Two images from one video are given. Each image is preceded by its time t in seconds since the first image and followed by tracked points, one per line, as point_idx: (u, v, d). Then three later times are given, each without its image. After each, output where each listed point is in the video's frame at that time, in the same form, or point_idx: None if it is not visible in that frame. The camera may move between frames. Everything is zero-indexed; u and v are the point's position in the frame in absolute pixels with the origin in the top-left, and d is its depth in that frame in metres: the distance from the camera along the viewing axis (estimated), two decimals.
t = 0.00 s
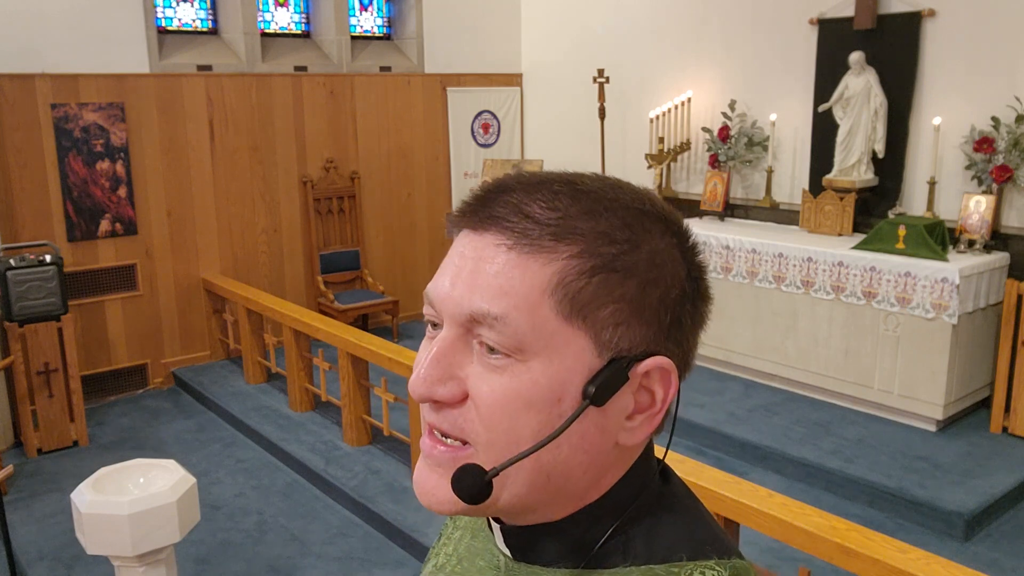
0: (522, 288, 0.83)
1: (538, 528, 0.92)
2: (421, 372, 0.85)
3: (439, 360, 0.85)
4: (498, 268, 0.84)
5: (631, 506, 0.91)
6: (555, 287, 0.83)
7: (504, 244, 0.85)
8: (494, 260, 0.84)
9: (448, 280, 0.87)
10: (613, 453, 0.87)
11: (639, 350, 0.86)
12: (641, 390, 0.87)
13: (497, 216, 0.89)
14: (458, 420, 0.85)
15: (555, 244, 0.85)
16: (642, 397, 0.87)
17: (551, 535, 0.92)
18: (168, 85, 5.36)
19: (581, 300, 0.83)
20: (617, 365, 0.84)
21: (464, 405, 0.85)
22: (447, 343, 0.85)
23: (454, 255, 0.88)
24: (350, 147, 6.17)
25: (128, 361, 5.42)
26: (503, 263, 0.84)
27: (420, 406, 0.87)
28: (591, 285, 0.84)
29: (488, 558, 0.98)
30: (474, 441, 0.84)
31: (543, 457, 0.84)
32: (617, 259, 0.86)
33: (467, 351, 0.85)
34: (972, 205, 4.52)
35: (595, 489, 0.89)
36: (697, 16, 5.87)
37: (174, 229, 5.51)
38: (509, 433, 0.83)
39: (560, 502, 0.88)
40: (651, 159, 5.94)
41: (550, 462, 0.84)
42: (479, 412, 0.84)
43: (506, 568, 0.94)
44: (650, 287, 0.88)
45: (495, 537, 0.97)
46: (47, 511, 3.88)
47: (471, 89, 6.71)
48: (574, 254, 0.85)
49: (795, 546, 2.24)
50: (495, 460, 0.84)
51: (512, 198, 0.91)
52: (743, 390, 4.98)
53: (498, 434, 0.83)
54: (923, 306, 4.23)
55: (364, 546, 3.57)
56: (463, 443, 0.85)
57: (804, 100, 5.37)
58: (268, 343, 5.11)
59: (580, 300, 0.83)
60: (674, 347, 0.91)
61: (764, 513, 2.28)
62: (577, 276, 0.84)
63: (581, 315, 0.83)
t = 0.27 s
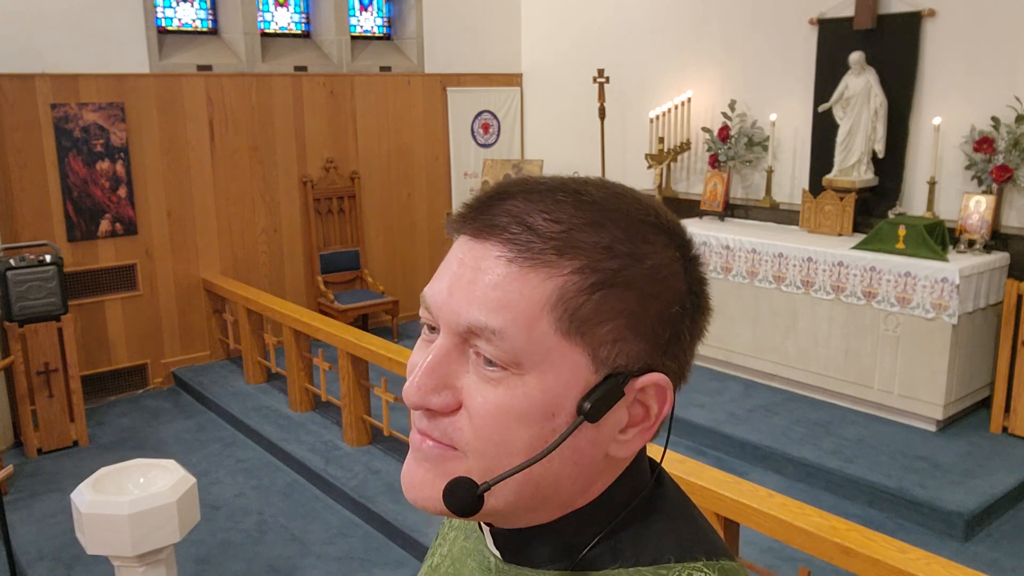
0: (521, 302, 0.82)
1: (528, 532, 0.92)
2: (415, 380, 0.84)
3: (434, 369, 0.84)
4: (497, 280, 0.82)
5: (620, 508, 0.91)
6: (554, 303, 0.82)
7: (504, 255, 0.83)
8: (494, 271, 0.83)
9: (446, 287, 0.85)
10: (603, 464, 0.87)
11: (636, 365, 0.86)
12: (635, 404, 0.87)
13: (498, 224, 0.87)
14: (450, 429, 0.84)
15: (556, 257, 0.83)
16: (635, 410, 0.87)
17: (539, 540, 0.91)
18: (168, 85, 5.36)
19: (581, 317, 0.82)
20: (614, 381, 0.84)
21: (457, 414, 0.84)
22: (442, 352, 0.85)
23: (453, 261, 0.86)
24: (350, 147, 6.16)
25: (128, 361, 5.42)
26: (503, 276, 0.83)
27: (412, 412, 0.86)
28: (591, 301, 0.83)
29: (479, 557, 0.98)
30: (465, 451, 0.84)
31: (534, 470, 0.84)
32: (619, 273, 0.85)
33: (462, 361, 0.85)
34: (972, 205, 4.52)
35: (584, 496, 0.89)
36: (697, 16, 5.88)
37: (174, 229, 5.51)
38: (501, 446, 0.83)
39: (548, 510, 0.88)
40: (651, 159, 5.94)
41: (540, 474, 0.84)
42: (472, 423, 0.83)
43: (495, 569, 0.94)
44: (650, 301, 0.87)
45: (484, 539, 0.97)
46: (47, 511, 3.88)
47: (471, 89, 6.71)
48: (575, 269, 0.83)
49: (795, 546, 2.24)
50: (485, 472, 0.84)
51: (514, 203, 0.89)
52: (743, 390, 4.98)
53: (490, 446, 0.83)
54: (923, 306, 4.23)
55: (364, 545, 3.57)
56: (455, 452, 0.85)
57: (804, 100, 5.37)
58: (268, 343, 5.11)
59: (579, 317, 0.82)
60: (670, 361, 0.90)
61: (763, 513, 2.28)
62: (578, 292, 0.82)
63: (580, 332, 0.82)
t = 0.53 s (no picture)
0: (518, 318, 0.81)
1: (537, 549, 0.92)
2: (414, 401, 0.84)
3: (433, 388, 0.84)
4: (494, 296, 0.82)
5: (626, 521, 0.90)
6: (552, 319, 0.82)
7: (500, 270, 0.83)
8: (490, 287, 0.82)
9: (442, 305, 0.85)
10: (607, 478, 0.87)
11: (636, 378, 0.86)
12: (637, 415, 0.87)
13: (492, 240, 0.87)
14: (452, 448, 0.84)
15: (553, 272, 0.83)
16: (638, 422, 0.87)
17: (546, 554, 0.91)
18: (168, 85, 5.36)
19: (580, 332, 0.82)
20: (614, 395, 0.83)
21: (458, 433, 0.84)
22: (441, 370, 0.84)
23: (447, 278, 0.86)
24: (350, 147, 6.16)
25: (128, 361, 5.42)
26: (499, 291, 0.82)
27: (414, 433, 0.86)
28: (590, 316, 0.82)
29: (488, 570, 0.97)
30: (467, 470, 0.84)
31: (538, 487, 0.83)
32: (616, 285, 0.85)
33: (461, 378, 0.84)
34: (972, 205, 4.52)
35: (590, 511, 0.88)
36: (697, 15, 5.88)
37: (174, 229, 5.51)
38: (503, 464, 0.82)
39: (554, 528, 0.87)
40: (651, 159, 5.94)
41: (544, 491, 0.84)
42: (473, 442, 0.83)
43: None
44: (647, 313, 0.87)
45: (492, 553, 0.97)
46: (47, 511, 3.88)
47: (471, 89, 6.71)
48: (572, 283, 0.83)
49: (795, 546, 2.24)
50: (489, 491, 0.84)
51: (507, 218, 0.89)
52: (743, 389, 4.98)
53: (492, 465, 0.83)
54: (923, 306, 4.23)
55: (365, 545, 3.57)
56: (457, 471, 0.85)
57: (804, 100, 5.37)
58: (267, 343, 5.11)
59: (578, 331, 0.82)
60: (671, 371, 0.90)
61: (763, 513, 2.28)
62: (576, 307, 0.82)
63: (579, 346, 0.82)
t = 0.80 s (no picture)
0: (539, 318, 0.81)
1: (545, 549, 0.92)
2: (431, 396, 0.84)
3: (451, 385, 0.84)
4: (516, 295, 0.82)
5: (633, 525, 0.89)
6: (573, 320, 0.82)
7: (522, 269, 0.83)
8: (512, 286, 0.82)
9: (462, 302, 0.85)
10: (622, 482, 0.86)
11: (656, 382, 0.85)
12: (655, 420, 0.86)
13: (515, 239, 0.87)
14: (466, 446, 0.84)
15: (575, 273, 0.83)
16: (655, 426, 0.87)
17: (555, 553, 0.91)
18: (168, 85, 5.36)
19: (601, 333, 0.82)
20: (634, 398, 0.83)
21: (474, 431, 0.84)
22: (459, 368, 0.84)
23: (469, 275, 0.86)
24: (350, 147, 6.16)
25: (128, 361, 5.42)
26: (522, 290, 0.82)
27: (429, 430, 0.85)
28: (611, 317, 0.82)
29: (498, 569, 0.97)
30: (481, 469, 0.83)
31: (552, 488, 0.83)
32: (638, 288, 0.85)
33: (479, 377, 0.84)
34: (971, 205, 4.52)
35: (603, 513, 0.88)
36: (697, 15, 5.88)
37: (174, 229, 5.51)
38: (518, 463, 0.82)
39: (566, 528, 0.87)
40: (651, 159, 5.94)
41: (558, 492, 0.83)
42: (489, 440, 0.83)
43: None
44: (668, 317, 0.87)
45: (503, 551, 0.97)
46: (47, 511, 3.88)
47: (471, 89, 6.71)
48: (594, 284, 0.83)
49: (795, 546, 2.24)
50: (501, 491, 0.83)
51: (532, 218, 0.89)
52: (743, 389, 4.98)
53: (507, 464, 0.82)
54: (923, 306, 4.23)
55: (364, 545, 3.57)
56: (470, 468, 0.84)
57: (803, 100, 5.37)
58: (267, 343, 5.11)
59: (599, 333, 0.82)
60: (690, 377, 0.90)
61: (764, 513, 2.28)
62: (597, 308, 0.82)
63: (600, 347, 0.82)
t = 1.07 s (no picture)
0: (535, 324, 0.81)
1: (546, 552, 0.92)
2: (428, 404, 0.83)
3: (447, 392, 0.83)
4: (512, 301, 0.81)
5: (635, 528, 0.90)
6: (570, 325, 0.81)
7: (518, 274, 0.82)
8: (508, 291, 0.82)
9: (460, 306, 0.84)
10: (622, 486, 0.87)
11: (654, 386, 0.85)
12: (654, 423, 0.86)
13: (511, 242, 0.86)
14: (463, 453, 0.84)
15: (572, 278, 0.82)
16: (654, 430, 0.87)
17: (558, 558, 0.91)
18: (168, 85, 5.36)
19: (598, 339, 0.81)
20: (632, 403, 0.83)
21: (470, 437, 0.84)
22: (455, 373, 0.84)
23: (465, 279, 0.85)
24: (350, 147, 6.16)
25: (128, 361, 5.42)
26: (518, 295, 0.81)
27: (426, 436, 0.85)
28: (608, 322, 0.82)
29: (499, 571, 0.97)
30: (479, 475, 0.83)
31: (550, 493, 0.83)
32: (636, 292, 0.84)
33: (475, 382, 0.84)
34: (971, 205, 4.52)
35: (603, 518, 0.88)
36: (697, 15, 5.88)
37: (174, 228, 5.50)
38: (515, 469, 0.82)
39: (567, 533, 0.87)
40: (651, 159, 5.95)
41: (556, 498, 0.84)
42: (485, 447, 0.82)
43: None
44: (667, 321, 0.86)
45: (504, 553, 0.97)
46: (47, 511, 3.88)
47: (471, 89, 6.71)
48: (591, 289, 0.82)
49: (795, 546, 2.24)
50: (499, 498, 0.83)
51: (529, 221, 0.88)
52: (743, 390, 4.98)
53: (504, 472, 0.82)
54: (923, 306, 4.23)
55: (365, 545, 3.57)
56: (467, 475, 0.84)
57: (803, 100, 5.37)
58: (267, 343, 5.11)
59: (596, 338, 0.81)
60: (689, 380, 0.90)
61: (764, 513, 2.28)
62: (594, 313, 0.81)
63: (597, 353, 0.81)
